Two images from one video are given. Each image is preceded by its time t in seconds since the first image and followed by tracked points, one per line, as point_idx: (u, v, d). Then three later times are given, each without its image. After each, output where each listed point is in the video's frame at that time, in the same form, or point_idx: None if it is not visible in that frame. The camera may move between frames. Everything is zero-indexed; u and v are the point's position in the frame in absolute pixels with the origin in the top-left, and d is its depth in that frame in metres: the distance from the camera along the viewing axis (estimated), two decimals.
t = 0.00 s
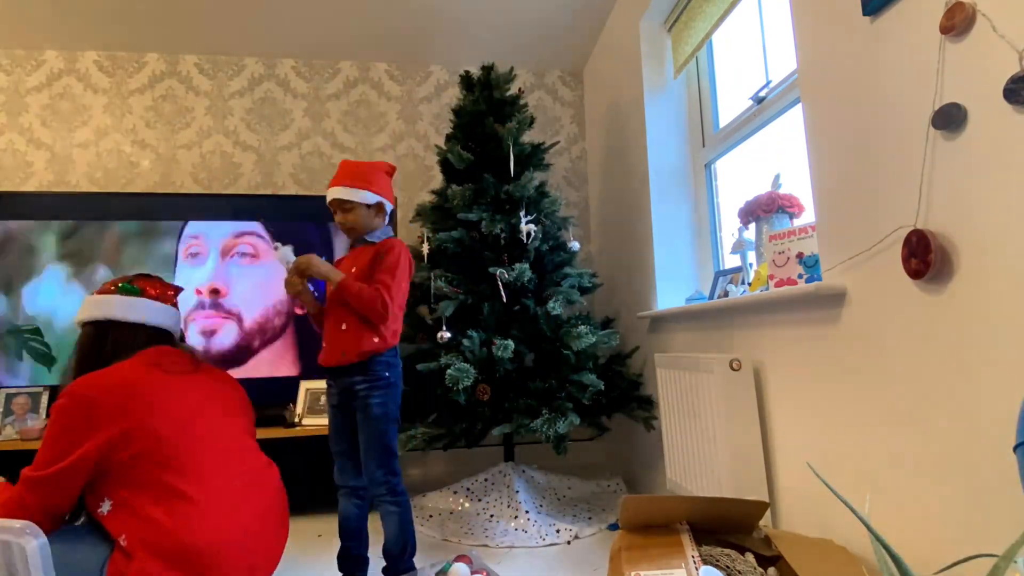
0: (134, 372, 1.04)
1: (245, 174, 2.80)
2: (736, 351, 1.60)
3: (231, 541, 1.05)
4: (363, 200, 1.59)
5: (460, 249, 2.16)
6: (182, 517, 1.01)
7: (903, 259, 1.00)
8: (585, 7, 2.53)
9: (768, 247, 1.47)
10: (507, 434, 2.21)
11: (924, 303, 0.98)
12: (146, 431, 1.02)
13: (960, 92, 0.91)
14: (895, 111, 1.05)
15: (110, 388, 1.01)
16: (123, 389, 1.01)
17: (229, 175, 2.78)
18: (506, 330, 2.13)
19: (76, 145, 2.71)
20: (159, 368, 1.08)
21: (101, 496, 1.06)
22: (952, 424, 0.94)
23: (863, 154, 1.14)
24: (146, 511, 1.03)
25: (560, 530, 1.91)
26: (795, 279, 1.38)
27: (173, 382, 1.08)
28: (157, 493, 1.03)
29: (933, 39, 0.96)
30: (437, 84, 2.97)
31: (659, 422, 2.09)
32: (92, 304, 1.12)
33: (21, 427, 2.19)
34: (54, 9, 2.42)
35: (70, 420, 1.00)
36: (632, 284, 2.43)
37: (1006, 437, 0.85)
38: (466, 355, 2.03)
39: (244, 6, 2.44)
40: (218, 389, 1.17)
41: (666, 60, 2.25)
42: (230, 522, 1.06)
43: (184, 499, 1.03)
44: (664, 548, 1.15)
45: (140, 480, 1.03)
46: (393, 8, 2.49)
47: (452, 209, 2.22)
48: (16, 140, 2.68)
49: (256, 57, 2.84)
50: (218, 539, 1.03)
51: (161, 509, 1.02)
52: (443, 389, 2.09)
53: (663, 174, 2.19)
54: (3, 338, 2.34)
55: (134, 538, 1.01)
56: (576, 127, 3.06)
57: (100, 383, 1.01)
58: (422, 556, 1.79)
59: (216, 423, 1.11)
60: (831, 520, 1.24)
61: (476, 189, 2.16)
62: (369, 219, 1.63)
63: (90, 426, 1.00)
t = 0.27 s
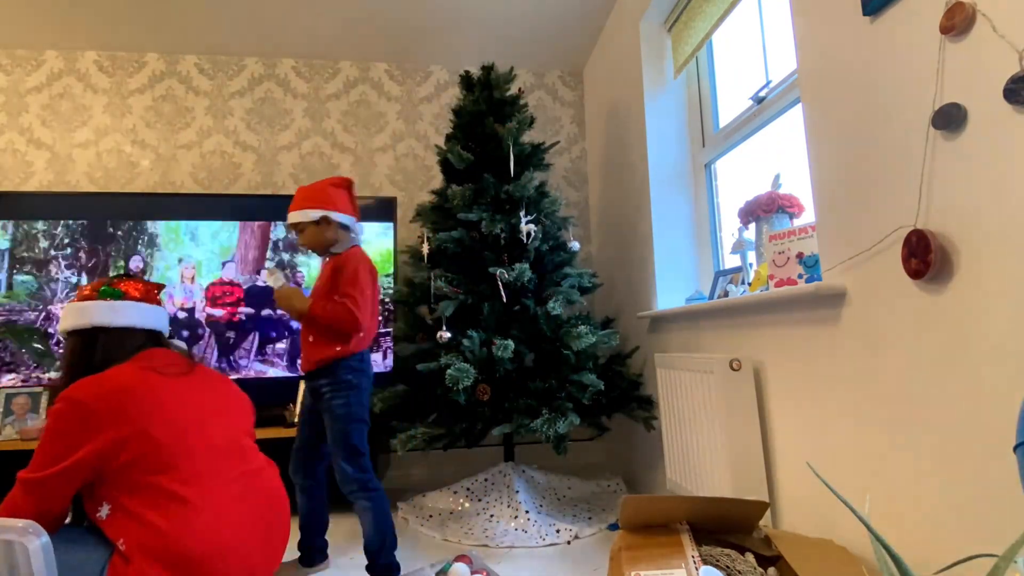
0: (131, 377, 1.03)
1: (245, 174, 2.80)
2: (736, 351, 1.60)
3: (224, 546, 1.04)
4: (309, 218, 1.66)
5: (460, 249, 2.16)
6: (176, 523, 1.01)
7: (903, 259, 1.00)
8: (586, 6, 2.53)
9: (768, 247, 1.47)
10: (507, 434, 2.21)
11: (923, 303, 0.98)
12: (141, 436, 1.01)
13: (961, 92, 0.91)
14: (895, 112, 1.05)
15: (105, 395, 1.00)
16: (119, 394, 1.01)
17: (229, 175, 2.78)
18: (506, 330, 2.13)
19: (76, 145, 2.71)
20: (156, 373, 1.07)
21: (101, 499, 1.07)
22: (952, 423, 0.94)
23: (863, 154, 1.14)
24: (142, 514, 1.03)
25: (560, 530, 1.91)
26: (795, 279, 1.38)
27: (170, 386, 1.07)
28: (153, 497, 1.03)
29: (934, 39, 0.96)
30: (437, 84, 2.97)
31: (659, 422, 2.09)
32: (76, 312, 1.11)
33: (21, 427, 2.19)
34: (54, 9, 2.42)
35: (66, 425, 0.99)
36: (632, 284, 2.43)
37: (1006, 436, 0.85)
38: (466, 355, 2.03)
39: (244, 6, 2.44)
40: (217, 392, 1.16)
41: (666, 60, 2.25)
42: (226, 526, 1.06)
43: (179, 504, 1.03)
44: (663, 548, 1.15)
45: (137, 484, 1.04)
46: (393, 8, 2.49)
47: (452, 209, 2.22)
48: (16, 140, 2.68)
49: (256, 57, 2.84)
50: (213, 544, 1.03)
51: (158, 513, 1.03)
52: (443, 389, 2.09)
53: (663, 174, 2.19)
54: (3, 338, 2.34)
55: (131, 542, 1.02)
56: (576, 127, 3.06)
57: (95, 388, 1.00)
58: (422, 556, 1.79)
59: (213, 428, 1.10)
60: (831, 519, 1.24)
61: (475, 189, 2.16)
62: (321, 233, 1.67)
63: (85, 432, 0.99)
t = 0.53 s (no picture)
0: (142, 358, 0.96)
1: (245, 174, 2.80)
2: (736, 351, 1.60)
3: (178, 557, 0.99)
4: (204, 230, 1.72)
5: (459, 249, 2.16)
6: (130, 532, 0.93)
7: (903, 259, 1.00)
8: (586, 6, 2.53)
9: (768, 247, 1.47)
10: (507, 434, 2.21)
11: (923, 303, 0.98)
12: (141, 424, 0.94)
13: (961, 92, 0.91)
14: (895, 112, 1.05)
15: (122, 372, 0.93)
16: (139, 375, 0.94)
17: (229, 175, 2.79)
18: (506, 330, 2.13)
19: (76, 145, 2.71)
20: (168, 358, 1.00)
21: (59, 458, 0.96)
22: (952, 423, 0.94)
23: (863, 153, 1.13)
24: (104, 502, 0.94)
25: (560, 530, 1.91)
26: (795, 279, 1.38)
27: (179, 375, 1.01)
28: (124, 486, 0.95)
29: (933, 39, 0.96)
30: (437, 84, 2.97)
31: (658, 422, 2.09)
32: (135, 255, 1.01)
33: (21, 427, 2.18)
34: (54, 10, 2.42)
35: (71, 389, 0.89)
36: (632, 284, 2.43)
37: (1006, 436, 0.85)
38: (466, 355, 2.03)
39: (244, 6, 2.44)
40: (215, 385, 1.10)
41: (666, 60, 2.25)
42: (188, 531, 1.00)
43: (148, 499, 0.96)
44: (664, 548, 1.15)
45: (110, 463, 0.95)
46: (393, 8, 2.49)
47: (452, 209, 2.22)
48: (16, 140, 2.68)
49: (256, 57, 2.84)
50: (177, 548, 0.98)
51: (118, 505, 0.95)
52: (443, 389, 2.09)
53: (663, 174, 2.19)
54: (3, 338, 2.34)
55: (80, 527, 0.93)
56: (576, 127, 3.06)
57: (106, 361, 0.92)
58: (421, 556, 1.79)
59: (199, 423, 1.04)
60: (831, 520, 1.24)
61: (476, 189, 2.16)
62: (220, 243, 1.74)
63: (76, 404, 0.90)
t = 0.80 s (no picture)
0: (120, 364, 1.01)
1: (245, 174, 2.80)
2: (736, 351, 1.60)
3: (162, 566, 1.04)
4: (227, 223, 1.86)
5: (459, 249, 2.16)
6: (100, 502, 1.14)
7: (903, 259, 1.00)
8: (586, 6, 2.53)
9: (768, 247, 1.47)
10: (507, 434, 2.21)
11: (923, 303, 0.98)
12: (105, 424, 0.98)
13: (961, 93, 0.91)
14: (895, 113, 1.05)
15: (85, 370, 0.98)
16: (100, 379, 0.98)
17: (229, 175, 2.79)
18: (506, 330, 2.13)
19: (76, 145, 2.71)
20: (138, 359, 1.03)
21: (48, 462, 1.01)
22: (952, 423, 0.94)
23: (863, 154, 1.13)
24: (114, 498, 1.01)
25: (560, 530, 1.90)
26: (795, 279, 1.38)
27: (155, 374, 1.05)
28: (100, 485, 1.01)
29: (933, 39, 0.96)
30: (437, 84, 2.97)
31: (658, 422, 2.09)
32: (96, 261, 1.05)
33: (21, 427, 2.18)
34: (54, 10, 2.42)
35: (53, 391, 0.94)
36: (632, 284, 2.43)
37: (1006, 437, 0.85)
38: (466, 355, 2.03)
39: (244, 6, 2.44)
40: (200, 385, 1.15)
41: (666, 60, 2.25)
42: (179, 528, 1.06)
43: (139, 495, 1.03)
44: (664, 548, 1.15)
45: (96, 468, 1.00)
46: (393, 8, 2.49)
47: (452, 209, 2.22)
48: (16, 140, 2.68)
49: (256, 57, 2.84)
50: (167, 546, 1.03)
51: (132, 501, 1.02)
52: (443, 389, 2.09)
53: (663, 174, 2.19)
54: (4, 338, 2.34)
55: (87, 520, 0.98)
56: (576, 127, 3.06)
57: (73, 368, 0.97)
58: (421, 556, 1.79)
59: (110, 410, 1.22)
60: (831, 520, 1.24)
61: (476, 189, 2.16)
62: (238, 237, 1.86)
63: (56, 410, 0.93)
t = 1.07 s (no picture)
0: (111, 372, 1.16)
1: (245, 174, 2.80)
2: (737, 351, 1.60)
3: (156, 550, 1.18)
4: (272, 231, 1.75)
5: (460, 249, 2.17)
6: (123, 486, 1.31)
7: (903, 259, 1.00)
8: (586, 6, 2.53)
9: (768, 247, 1.47)
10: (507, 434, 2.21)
11: (924, 302, 0.98)
12: (102, 424, 1.15)
13: (961, 93, 0.91)
14: (895, 112, 1.05)
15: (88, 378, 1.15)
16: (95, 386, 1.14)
17: (229, 175, 2.79)
18: (506, 330, 2.14)
19: (76, 145, 2.71)
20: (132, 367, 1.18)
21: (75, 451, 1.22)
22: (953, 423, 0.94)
23: (863, 154, 1.14)
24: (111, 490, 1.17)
25: (560, 530, 1.90)
26: (795, 279, 1.38)
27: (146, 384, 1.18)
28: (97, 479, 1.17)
29: (933, 40, 0.96)
30: (437, 84, 2.97)
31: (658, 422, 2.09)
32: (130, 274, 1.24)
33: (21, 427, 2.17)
34: (55, 10, 2.42)
35: (53, 395, 1.14)
36: (632, 284, 2.43)
37: (1007, 436, 0.85)
38: (466, 355, 2.03)
39: (245, 6, 2.44)
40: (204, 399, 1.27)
41: (666, 60, 2.25)
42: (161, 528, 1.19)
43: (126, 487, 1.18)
44: (664, 548, 1.15)
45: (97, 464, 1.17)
46: (393, 7, 2.49)
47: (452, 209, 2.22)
48: (16, 140, 2.68)
49: (256, 57, 2.84)
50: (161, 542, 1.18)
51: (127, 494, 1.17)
52: (443, 388, 2.09)
53: (663, 174, 2.19)
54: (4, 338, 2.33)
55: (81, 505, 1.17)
56: (576, 127, 3.06)
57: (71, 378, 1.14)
58: (421, 556, 1.79)
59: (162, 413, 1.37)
60: (831, 519, 1.24)
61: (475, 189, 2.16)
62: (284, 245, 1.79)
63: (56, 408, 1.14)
